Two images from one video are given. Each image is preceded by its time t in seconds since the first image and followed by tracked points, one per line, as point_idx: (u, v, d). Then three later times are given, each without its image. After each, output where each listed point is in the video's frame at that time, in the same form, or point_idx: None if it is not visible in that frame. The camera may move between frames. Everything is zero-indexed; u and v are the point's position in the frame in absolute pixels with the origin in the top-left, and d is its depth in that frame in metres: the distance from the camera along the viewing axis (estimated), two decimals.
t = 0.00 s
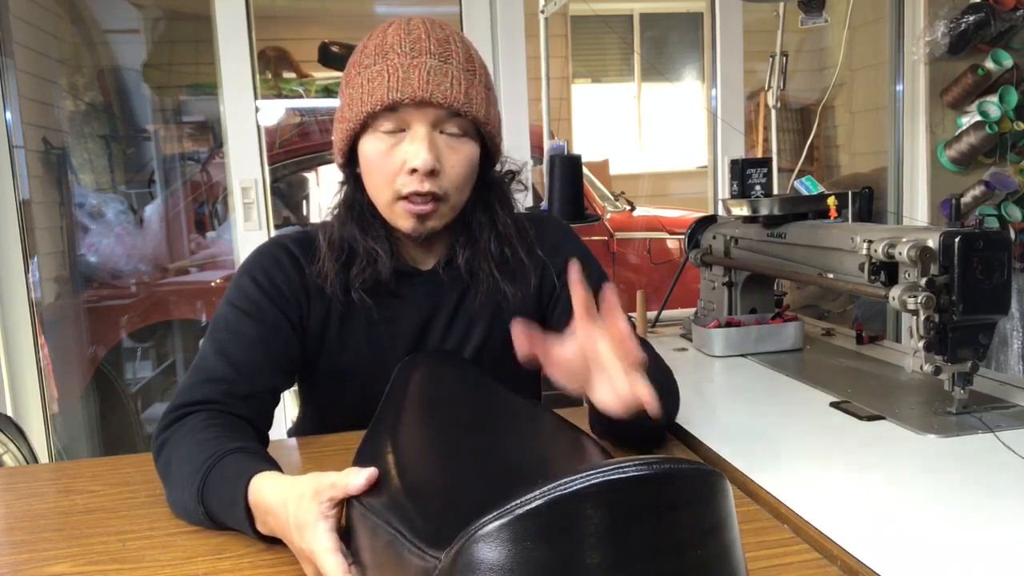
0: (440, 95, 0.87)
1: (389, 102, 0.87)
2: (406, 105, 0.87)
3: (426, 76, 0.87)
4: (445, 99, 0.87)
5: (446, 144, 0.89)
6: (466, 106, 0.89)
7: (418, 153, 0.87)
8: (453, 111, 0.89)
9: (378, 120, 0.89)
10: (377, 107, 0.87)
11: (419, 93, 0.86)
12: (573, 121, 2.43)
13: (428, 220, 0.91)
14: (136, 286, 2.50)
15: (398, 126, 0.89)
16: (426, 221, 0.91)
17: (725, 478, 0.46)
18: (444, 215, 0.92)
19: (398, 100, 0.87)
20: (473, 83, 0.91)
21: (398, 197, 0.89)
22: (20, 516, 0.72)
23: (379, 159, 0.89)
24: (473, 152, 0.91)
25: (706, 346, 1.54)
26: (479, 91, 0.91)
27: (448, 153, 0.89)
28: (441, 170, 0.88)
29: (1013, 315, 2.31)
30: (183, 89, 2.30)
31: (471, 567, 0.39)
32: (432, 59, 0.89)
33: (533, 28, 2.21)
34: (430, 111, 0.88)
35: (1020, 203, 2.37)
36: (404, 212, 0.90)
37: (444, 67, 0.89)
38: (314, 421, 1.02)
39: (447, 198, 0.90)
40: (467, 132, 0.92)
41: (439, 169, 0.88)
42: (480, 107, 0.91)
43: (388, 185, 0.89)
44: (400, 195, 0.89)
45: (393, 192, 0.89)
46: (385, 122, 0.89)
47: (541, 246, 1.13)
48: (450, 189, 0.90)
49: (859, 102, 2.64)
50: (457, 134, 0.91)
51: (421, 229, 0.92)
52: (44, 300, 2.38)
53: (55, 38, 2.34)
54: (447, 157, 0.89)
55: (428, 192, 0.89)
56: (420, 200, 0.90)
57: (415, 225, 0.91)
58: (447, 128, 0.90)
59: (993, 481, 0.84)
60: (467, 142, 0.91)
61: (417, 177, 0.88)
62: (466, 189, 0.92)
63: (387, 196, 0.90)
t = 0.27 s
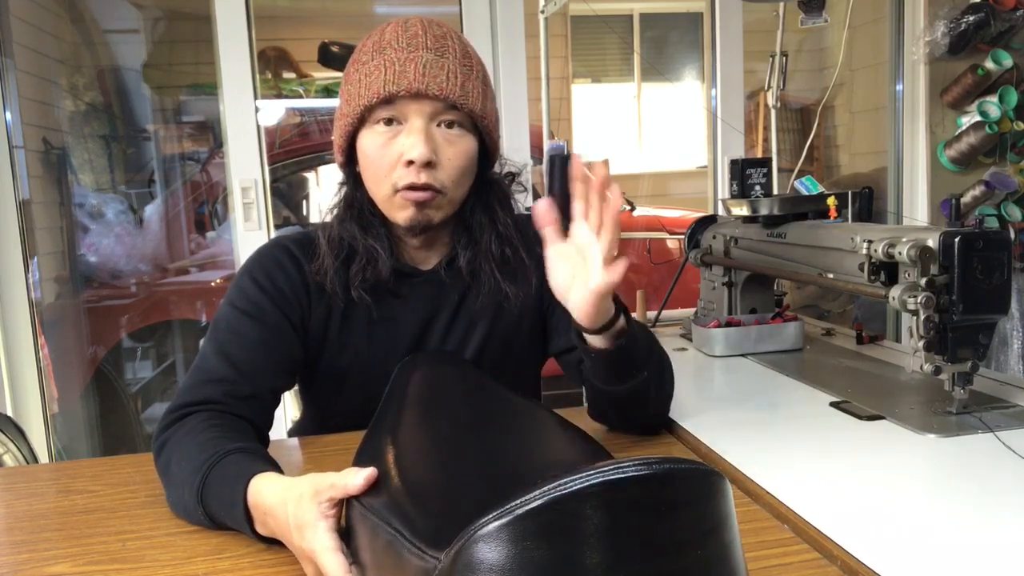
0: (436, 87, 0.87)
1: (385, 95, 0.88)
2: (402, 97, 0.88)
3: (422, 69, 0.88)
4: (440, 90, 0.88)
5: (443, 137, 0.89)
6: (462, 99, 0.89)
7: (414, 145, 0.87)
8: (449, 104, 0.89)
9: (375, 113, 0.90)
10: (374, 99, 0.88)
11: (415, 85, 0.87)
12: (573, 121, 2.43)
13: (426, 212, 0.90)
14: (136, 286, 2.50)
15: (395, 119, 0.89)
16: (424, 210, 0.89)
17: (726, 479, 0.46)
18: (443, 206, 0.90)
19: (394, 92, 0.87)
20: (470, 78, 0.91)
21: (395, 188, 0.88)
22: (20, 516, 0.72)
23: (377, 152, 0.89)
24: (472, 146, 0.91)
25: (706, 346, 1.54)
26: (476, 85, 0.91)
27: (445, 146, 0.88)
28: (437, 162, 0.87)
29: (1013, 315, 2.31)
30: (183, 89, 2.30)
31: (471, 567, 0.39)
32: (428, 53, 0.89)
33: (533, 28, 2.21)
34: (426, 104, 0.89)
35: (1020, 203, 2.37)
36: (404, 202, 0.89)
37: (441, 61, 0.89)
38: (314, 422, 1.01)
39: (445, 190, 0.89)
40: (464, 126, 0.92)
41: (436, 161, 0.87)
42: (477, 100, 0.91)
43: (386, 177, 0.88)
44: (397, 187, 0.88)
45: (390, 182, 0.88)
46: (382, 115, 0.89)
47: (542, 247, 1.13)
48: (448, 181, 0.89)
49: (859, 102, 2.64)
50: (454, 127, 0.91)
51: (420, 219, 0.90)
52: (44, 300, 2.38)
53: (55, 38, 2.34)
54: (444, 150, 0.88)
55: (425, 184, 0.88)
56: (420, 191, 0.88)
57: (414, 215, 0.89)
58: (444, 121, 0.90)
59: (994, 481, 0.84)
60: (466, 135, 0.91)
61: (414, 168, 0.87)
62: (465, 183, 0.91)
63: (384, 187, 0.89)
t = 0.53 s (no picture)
0: (437, 87, 0.87)
1: (387, 95, 0.88)
2: (402, 97, 0.88)
3: (423, 69, 0.88)
4: (441, 90, 0.88)
5: (444, 136, 0.89)
6: (463, 99, 0.89)
7: (415, 145, 0.87)
8: (451, 104, 0.89)
9: (376, 112, 0.90)
10: (375, 99, 0.88)
11: (416, 85, 0.87)
12: (573, 121, 2.43)
13: (427, 212, 0.90)
14: (136, 286, 2.50)
15: (396, 119, 0.89)
16: (424, 211, 0.89)
17: (725, 478, 0.46)
18: (443, 207, 0.90)
19: (395, 92, 0.87)
20: (471, 78, 0.91)
21: (395, 188, 0.89)
22: (20, 516, 0.72)
23: (378, 152, 0.89)
24: (472, 146, 0.91)
25: (706, 346, 1.54)
26: (477, 85, 0.91)
27: (445, 145, 0.89)
28: (438, 162, 0.88)
29: (1014, 315, 2.30)
30: (183, 89, 2.30)
31: (470, 567, 0.39)
32: (430, 53, 0.89)
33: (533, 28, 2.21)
34: (427, 104, 0.89)
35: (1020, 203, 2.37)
36: (403, 202, 0.89)
37: (443, 61, 0.89)
38: (313, 422, 1.01)
39: (445, 190, 0.89)
40: (465, 126, 0.92)
41: (436, 161, 0.87)
42: (478, 100, 0.91)
43: (386, 176, 0.89)
44: (397, 186, 0.89)
45: (391, 182, 0.89)
46: (383, 115, 0.90)
47: (542, 247, 1.13)
48: (448, 181, 0.89)
49: (859, 102, 2.64)
50: (455, 127, 0.91)
51: (420, 222, 0.90)
52: (44, 300, 2.38)
53: (55, 38, 2.34)
54: (445, 149, 0.88)
55: (425, 183, 0.88)
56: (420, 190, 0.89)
57: (413, 217, 0.90)
58: (445, 121, 0.90)
59: (994, 481, 0.84)
60: (467, 135, 0.91)
61: (415, 168, 0.87)
62: (465, 183, 0.91)
63: (384, 187, 0.89)
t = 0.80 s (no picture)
0: (436, 86, 0.87)
1: (386, 93, 0.88)
2: (402, 95, 0.88)
3: (422, 68, 0.88)
4: (441, 89, 0.88)
5: (443, 135, 0.89)
6: (462, 97, 0.89)
7: (414, 144, 0.87)
8: (450, 103, 0.90)
9: (376, 111, 0.90)
10: (375, 98, 0.88)
11: (415, 83, 0.87)
12: (573, 121, 2.43)
13: (425, 211, 0.89)
14: (136, 286, 2.50)
15: (396, 118, 0.89)
16: (423, 209, 0.89)
17: (725, 478, 0.46)
18: (442, 205, 0.90)
19: (394, 91, 0.87)
20: (471, 76, 0.91)
21: (394, 186, 0.89)
22: (20, 516, 0.72)
23: (378, 151, 0.89)
24: (472, 144, 0.91)
25: (706, 346, 1.54)
26: (476, 84, 0.91)
27: (445, 143, 0.88)
28: (437, 160, 0.88)
29: (1013, 315, 2.30)
30: (183, 89, 2.30)
31: (470, 567, 0.39)
32: (429, 52, 0.89)
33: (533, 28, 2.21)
34: (427, 102, 0.89)
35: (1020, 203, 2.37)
36: (401, 200, 0.89)
37: (442, 60, 0.89)
38: (313, 421, 1.01)
39: (444, 188, 0.89)
40: (464, 125, 0.92)
41: (436, 159, 0.87)
42: (477, 99, 0.91)
43: (385, 175, 0.89)
44: (396, 185, 0.88)
45: (390, 180, 0.89)
46: (382, 114, 0.90)
47: (542, 246, 1.13)
48: (447, 180, 0.89)
49: (859, 102, 2.64)
50: (454, 126, 0.91)
51: (419, 218, 0.90)
52: (44, 300, 2.38)
53: (55, 38, 2.34)
54: (444, 147, 0.88)
55: (425, 182, 0.88)
56: (419, 188, 0.88)
57: (412, 214, 0.89)
58: (445, 120, 0.90)
59: (993, 481, 0.84)
60: (466, 133, 0.91)
61: (414, 167, 0.87)
62: (465, 182, 0.91)
63: (383, 186, 0.89)
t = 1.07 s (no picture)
0: (436, 86, 0.87)
1: (387, 93, 0.88)
2: (402, 95, 0.88)
3: (424, 68, 0.88)
4: (441, 89, 0.88)
5: (443, 135, 0.89)
6: (463, 98, 0.89)
7: (414, 144, 0.87)
8: (450, 103, 0.89)
9: (376, 111, 0.90)
10: (375, 98, 0.88)
11: (416, 83, 0.87)
12: (573, 121, 2.43)
13: (424, 211, 0.89)
14: (136, 286, 2.50)
15: (396, 117, 0.89)
16: (422, 210, 0.89)
17: (725, 479, 0.46)
18: (442, 206, 0.90)
19: (395, 91, 0.87)
20: (471, 77, 0.91)
21: (394, 186, 0.89)
22: (20, 516, 0.72)
23: (378, 151, 0.89)
24: (472, 145, 0.91)
25: (705, 346, 1.54)
26: (477, 84, 0.91)
27: (445, 144, 0.89)
28: (437, 160, 0.88)
29: (1014, 315, 2.30)
30: (183, 89, 2.30)
31: (469, 569, 0.39)
32: (430, 52, 0.89)
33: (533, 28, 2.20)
34: (427, 102, 0.89)
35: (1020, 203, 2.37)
36: (400, 200, 0.89)
37: (443, 60, 0.89)
38: (314, 421, 1.02)
39: (443, 188, 0.89)
40: (465, 125, 0.92)
41: (436, 159, 0.87)
42: (478, 99, 0.91)
43: (385, 175, 0.88)
44: (395, 184, 0.88)
45: (389, 180, 0.89)
46: (383, 113, 0.90)
47: (542, 246, 1.13)
48: (447, 180, 0.89)
49: (859, 102, 2.64)
50: (455, 127, 0.91)
51: (417, 219, 0.90)
52: (44, 300, 2.38)
53: (55, 38, 2.34)
54: (444, 148, 0.88)
55: (424, 182, 0.88)
56: (418, 189, 0.88)
57: (411, 215, 0.89)
58: (445, 120, 0.90)
59: (993, 481, 0.84)
60: (466, 134, 0.91)
61: (414, 166, 0.87)
62: (465, 183, 0.91)
63: (383, 186, 0.89)
